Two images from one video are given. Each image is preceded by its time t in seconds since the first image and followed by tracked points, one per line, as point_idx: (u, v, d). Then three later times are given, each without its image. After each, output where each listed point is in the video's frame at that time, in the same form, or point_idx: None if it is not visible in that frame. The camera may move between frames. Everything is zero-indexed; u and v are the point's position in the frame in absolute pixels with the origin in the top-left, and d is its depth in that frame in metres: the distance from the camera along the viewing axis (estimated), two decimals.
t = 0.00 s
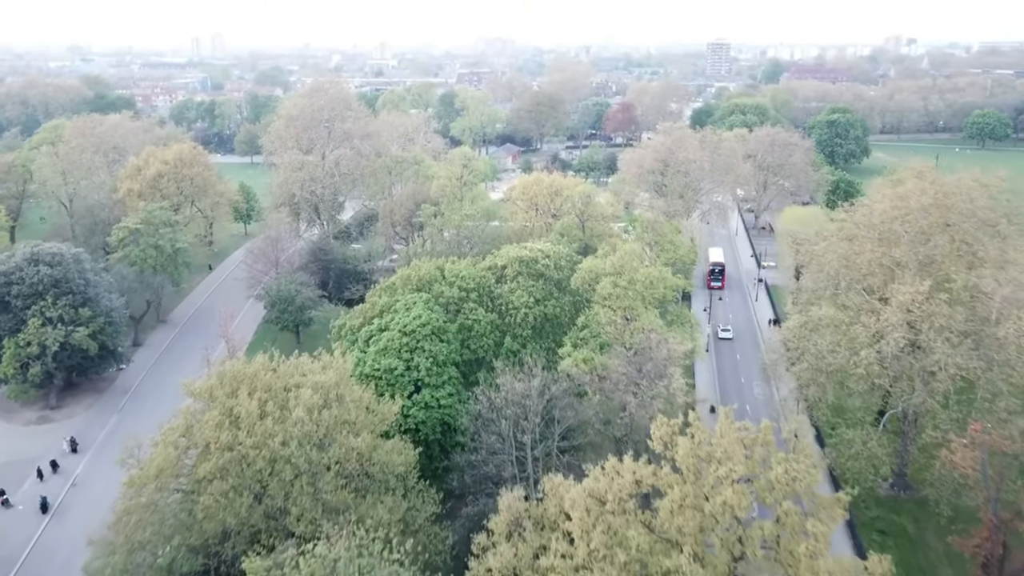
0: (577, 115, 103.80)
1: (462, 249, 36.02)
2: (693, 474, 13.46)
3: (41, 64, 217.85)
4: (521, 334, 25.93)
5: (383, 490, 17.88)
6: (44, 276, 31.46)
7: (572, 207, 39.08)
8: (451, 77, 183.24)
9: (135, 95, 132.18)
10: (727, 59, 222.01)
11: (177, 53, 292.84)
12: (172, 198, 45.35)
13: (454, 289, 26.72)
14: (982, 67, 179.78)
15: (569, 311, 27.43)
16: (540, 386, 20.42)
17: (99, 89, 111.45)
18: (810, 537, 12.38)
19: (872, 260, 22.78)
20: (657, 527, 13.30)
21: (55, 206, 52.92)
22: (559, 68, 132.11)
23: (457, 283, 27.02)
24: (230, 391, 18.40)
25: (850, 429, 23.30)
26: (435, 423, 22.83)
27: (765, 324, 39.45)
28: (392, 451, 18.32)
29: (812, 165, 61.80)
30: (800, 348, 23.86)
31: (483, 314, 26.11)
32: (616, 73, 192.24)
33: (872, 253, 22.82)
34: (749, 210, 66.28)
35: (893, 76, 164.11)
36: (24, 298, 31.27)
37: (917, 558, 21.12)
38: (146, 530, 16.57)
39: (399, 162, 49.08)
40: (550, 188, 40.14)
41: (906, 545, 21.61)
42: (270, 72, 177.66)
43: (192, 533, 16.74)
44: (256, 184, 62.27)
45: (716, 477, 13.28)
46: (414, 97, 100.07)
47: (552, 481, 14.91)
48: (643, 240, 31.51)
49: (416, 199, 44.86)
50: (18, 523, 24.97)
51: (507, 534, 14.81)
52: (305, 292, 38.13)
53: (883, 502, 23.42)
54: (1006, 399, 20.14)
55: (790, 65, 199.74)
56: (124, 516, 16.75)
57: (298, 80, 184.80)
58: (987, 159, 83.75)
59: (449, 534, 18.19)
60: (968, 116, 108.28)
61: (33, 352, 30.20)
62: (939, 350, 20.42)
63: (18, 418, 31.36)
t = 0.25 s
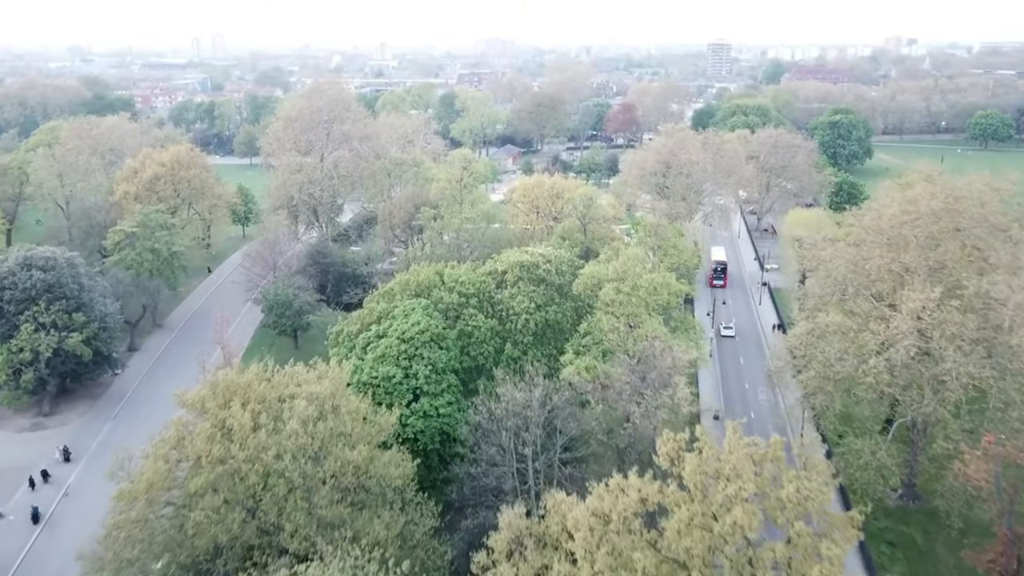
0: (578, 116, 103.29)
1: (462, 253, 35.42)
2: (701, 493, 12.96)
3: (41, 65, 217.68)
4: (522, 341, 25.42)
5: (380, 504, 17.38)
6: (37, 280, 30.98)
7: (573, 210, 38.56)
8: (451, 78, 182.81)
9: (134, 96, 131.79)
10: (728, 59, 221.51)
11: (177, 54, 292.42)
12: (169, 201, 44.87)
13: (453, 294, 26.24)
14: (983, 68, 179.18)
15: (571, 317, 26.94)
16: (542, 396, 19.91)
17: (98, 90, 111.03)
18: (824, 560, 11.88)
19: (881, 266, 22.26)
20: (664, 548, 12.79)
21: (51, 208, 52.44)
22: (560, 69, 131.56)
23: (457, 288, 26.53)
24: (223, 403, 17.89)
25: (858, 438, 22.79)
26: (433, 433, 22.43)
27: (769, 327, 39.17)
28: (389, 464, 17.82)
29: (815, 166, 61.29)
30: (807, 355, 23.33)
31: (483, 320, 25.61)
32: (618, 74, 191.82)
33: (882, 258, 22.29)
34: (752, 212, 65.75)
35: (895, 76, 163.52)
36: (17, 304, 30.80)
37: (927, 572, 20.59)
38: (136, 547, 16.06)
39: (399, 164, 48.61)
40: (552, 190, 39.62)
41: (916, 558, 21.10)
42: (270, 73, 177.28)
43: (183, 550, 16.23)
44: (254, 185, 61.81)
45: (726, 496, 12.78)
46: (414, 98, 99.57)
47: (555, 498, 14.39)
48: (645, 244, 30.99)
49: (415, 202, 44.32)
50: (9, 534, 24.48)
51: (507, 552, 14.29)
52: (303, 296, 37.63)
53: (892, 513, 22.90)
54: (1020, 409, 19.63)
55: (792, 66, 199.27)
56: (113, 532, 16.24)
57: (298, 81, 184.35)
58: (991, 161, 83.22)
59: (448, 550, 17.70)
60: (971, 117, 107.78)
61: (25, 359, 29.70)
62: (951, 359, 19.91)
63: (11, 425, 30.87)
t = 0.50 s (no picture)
0: (579, 117, 102.80)
1: (461, 258, 35.20)
2: (711, 513, 12.45)
3: (41, 66, 217.71)
4: (523, 348, 24.89)
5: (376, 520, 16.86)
6: (29, 286, 30.56)
7: (574, 213, 38.03)
8: (451, 79, 182.59)
9: (134, 97, 131.56)
10: (729, 60, 220.98)
11: (177, 55, 292.03)
12: (166, 203, 44.37)
13: (452, 300, 25.74)
14: (985, 69, 178.61)
15: (572, 323, 26.40)
16: (543, 407, 19.39)
17: (97, 91, 110.67)
18: None
19: (890, 272, 21.70)
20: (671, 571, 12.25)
21: (47, 210, 51.97)
22: (561, 69, 131.04)
23: (456, 294, 26.02)
24: (214, 415, 17.33)
25: (867, 448, 22.25)
26: (431, 443, 22.04)
27: (773, 332, 38.89)
28: (386, 479, 17.29)
29: (818, 168, 60.77)
30: (814, 363, 22.77)
31: (483, 327, 25.10)
32: (619, 74, 191.37)
33: (891, 264, 21.74)
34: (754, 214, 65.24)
35: (897, 77, 162.97)
36: (10, 309, 30.38)
37: None
38: (123, 565, 15.52)
39: (399, 165, 48.06)
40: (553, 193, 39.07)
41: (927, 572, 20.58)
42: (270, 74, 177.08)
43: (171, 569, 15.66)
44: (252, 187, 61.35)
45: (736, 518, 12.28)
46: (414, 99, 99.05)
47: (557, 516, 13.86)
48: (648, 248, 30.44)
49: (415, 204, 43.75)
50: None
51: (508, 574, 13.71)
52: (300, 301, 37.10)
53: (902, 525, 22.37)
54: None
55: (793, 66, 198.79)
56: (99, 550, 15.71)
57: (298, 82, 184.09)
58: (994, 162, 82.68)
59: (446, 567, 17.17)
60: (973, 118, 107.21)
61: (17, 365, 29.22)
62: (963, 369, 19.37)
63: (3, 433, 30.37)
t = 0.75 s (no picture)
0: (579, 118, 102.27)
1: (462, 262, 34.73)
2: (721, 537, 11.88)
3: (41, 66, 217.40)
4: (523, 356, 24.34)
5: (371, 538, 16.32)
6: (20, 291, 29.98)
7: (575, 216, 37.46)
8: (451, 79, 182.05)
9: (132, 98, 131.15)
10: (730, 60, 220.29)
11: (177, 55, 291.45)
12: (162, 206, 43.81)
13: (451, 306, 25.18)
14: (987, 69, 178.04)
15: (574, 330, 25.84)
16: (544, 419, 18.82)
17: (95, 91, 110.10)
18: None
19: (901, 280, 21.10)
20: None
21: (43, 213, 51.45)
22: (561, 70, 130.45)
23: (455, 300, 25.45)
24: (204, 429, 16.77)
25: (876, 459, 21.70)
26: (429, 455, 21.58)
27: (778, 336, 38.73)
28: (382, 495, 16.76)
29: (821, 169, 60.23)
30: (822, 373, 22.18)
31: (483, 334, 24.54)
32: (619, 75, 190.78)
33: (902, 271, 21.14)
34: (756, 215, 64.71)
35: (898, 77, 162.32)
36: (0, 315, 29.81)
37: None
38: None
39: (397, 168, 46.82)
40: (554, 196, 38.49)
41: None
42: (270, 75, 176.59)
43: None
44: (250, 188, 60.84)
45: (747, 543, 11.72)
46: (413, 99, 98.46)
47: (559, 538, 13.31)
48: (652, 253, 29.90)
49: (414, 207, 43.18)
50: None
51: None
52: (297, 306, 36.57)
53: (912, 538, 21.84)
54: None
55: (794, 67, 198.21)
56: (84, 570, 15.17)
57: (297, 82, 183.54)
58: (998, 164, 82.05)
59: None
60: (976, 119, 106.58)
61: (7, 373, 28.67)
62: (977, 380, 18.80)
63: None
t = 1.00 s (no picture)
0: (580, 119, 101.71)
1: (463, 267, 34.18)
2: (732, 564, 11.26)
3: (40, 67, 217.07)
4: (523, 365, 23.73)
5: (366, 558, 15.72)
6: (10, 297, 29.39)
7: (577, 219, 36.83)
8: (451, 80, 181.55)
9: (131, 99, 130.65)
10: (731, 61, 219.52)
11: (177, 56, 290.92)
12: (157, 209, 43.19)
13: (450, 313, 24.59)
14: (990, 69, 177.41)
15: (575, 337, 25.23)
16: (545, 433, 18.20)
17: (94, 93, 109.67)
18: None
19: (913, 287, 20.46)
20: None
21: (38, 216, 50.86)
22: (562, 70, 129.78)
23: (454, 307, 24.85)
24: (192, 444, 16.13)
25: (887, 472, 21.08)
26: (427, 467, 21.06)
27: (783, 341, 38.29)
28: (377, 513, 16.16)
29: (825, 171, 59.58)
30: (831, 382, 21.53)
31: (482, 342, 23.92)
32: (620, 75, 190.23)
33: (914, 277, 20.51)
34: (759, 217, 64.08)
35: (900, 78, 161.58)
36: None
37: None
38: None
39: (396, 171, 46.08)
40: (555, 198, 37.83)
41: None
42: (270, 76, 176.10)
43: None
44: (248, 190, 60.27)
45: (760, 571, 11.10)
46: (413, 100, 97.83)
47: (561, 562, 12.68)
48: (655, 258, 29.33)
49: (412, 210, 42.54)
50: None
51: None
52: (294, 311, 36.00)
53: (923, 552, 21.23)
54: None
55: (795, 67, 197.65)
56: None
57: (297, 83, 182.92)
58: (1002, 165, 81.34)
59: None
60: (980, 120, 105.86)
61: None
62: (993, 392, 18.17)
63: None
